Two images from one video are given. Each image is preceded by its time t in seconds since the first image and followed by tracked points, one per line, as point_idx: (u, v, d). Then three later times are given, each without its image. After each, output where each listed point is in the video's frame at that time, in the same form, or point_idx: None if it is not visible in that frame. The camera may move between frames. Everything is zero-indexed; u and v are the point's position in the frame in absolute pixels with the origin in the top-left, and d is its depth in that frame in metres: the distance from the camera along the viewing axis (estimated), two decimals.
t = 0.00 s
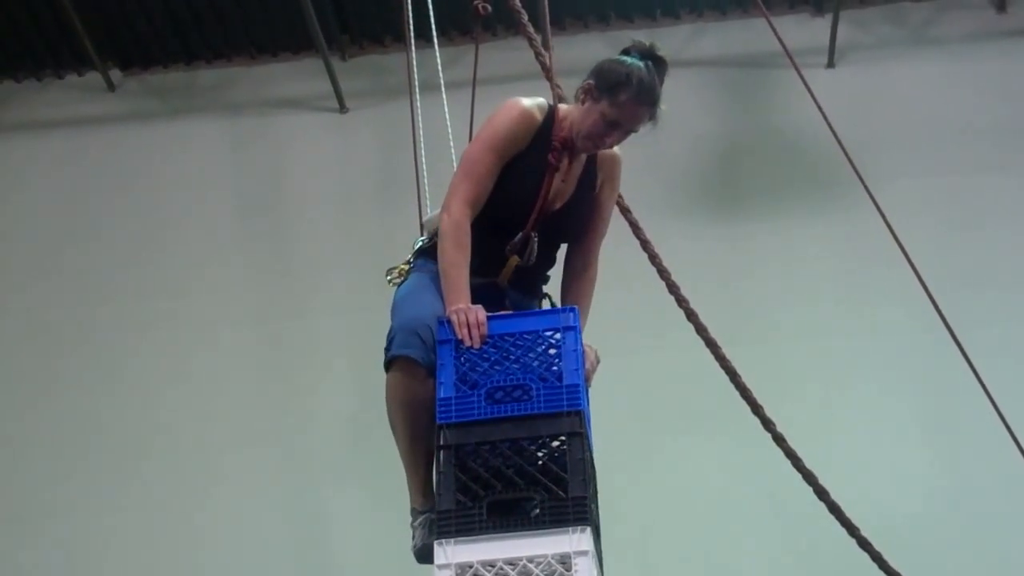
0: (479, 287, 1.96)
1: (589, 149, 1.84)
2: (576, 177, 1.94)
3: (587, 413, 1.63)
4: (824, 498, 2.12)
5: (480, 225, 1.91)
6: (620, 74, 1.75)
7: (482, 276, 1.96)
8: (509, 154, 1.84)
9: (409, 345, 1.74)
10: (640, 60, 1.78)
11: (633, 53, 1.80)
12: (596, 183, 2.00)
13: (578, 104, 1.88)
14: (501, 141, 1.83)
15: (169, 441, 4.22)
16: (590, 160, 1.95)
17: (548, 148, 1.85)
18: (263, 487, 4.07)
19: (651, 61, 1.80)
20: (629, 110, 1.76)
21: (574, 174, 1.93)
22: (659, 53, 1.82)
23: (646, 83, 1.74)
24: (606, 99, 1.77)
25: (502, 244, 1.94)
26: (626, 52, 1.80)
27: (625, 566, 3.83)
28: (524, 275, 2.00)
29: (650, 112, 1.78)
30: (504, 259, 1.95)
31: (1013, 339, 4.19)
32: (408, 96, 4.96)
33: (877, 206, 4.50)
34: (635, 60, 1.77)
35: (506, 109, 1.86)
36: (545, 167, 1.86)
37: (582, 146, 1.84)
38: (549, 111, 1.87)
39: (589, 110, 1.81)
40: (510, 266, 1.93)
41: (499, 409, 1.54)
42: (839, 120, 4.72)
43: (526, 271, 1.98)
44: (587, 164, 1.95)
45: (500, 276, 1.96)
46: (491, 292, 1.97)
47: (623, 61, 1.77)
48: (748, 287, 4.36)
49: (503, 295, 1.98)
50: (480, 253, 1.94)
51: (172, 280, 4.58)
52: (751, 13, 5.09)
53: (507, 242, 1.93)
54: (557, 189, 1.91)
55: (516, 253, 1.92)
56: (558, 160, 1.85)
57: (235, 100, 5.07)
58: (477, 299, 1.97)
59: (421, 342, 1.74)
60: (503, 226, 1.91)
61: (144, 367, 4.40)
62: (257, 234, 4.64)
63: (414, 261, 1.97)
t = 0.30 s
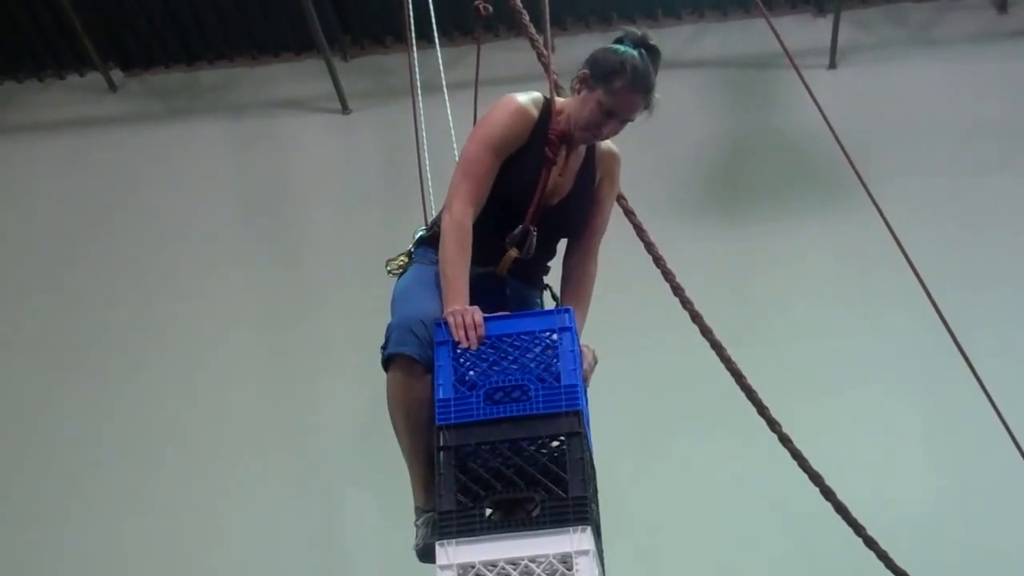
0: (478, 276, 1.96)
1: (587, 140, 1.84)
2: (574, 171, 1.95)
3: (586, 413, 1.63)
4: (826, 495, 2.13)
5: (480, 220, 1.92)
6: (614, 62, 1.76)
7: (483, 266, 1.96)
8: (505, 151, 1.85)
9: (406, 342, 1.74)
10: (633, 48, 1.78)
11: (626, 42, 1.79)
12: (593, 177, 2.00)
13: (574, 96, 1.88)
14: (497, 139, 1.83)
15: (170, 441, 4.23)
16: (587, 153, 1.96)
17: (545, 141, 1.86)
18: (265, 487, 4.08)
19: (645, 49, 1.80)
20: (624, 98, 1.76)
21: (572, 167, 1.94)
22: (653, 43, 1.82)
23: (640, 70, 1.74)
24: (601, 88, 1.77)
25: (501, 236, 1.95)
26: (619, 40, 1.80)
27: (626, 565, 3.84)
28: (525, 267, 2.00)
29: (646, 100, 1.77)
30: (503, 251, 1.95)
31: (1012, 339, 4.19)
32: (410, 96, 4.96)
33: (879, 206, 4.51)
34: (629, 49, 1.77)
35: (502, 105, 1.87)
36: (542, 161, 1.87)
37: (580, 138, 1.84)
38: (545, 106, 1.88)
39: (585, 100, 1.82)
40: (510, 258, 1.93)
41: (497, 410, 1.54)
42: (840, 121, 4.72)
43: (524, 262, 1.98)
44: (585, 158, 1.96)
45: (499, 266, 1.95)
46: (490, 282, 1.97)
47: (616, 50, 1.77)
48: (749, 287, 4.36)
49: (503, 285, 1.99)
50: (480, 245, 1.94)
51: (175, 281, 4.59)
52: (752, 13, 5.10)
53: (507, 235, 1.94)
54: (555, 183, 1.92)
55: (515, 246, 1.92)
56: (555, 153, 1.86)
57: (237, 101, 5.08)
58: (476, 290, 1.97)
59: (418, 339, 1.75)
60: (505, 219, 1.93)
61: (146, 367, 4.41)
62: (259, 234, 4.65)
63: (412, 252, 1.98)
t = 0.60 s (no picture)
0: (478, 260, 2.01)
1: (587, 135, 1.84)
2: (571, 166, 1.95)
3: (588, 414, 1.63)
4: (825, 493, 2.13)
5: (479, 213, 1.92)
6: (614, 57, 1.75)
7: (481, 251, 2.00)
8: (501, 148, 1.84)
9: (411, 340, 1.74)
10: (634, 44, 1.77)
11: (627, 38, 1.78)
12: (592, 172, 2.00)
13: (574, 91, 1.87)
14: (494, 137, 1.82)
15: (170, 441, 4.22)
16: (586, 149, 1.96)
17: (542, 135, 1.86)
18: (265, 487, 4.08)
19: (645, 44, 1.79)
20: (625, 93, 1.75)
21: (569, 161, 1.94)
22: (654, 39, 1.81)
23: (641, 65, 1.73)
24: (601, 83, 1.77)
25: (496, 223, 1.95)
26: (620, 36, 1.79)
27: (626, 565, 3.84)
28: (523, 253, 2.03)
29: (647, 95, 1.76)
30: (499, 237, 1.97)
31: (1012, 339, 4.19)
32: (411, 96, 4.96)
33: (880, 206, 4.51)
34: (629, 44, 1.76)
35: (497, 102, 1.85)
36: (539, 155, 1.87)
37: (580, 133, 1.84)
38: (542, 101, 1.87)
39: (586, 95, 1.81)
40: (505, 245, 1.96)
41: (500, 410, 1.53)
42: (841, 121, 4.72)
43: (519, 249, 2.00)
44: (584, 153, 1.96)
45: (495, 251, 1.99)
46: (488, 266, 2.03)
47: (616, 45, 1.75)
48: (750, 287, 4.35)
49: (499, 268, 2.03)
50: (477, 232, 1.97)
51: (175, 281, 4.59)
52: (754, 14, 5.10)
53: (502, 222, 1.95)
54: (551, 177, 1.93)
55: (511, 234, 1.94)
56: (551, 146, 1.86)
57: (238, 101, 5.08)
58: (477, 272, 2.03)
59: (422, 337, 1.74)
60: (500, 208, 1.93)
61: (146, 367, 4.40)
62: (260, 234, 4.65)
63: (406, 232, 2.00)
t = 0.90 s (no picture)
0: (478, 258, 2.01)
1: (590, 134, 1.84)
2: (572, 164, 1.96)
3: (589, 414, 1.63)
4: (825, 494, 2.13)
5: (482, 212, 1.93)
6: (618, 57, 1.75)
7: (482, 249, 2.00)
8: (504, 145, 1.85)
9: (415, 338, 1.73)
10: (637, 44, 1.77)
11: (630, 37, 1.78)
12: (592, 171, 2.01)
13: (576, 91, 1.87)
14: (496, 134, 1.83)
15: (170, 442, 4.23)
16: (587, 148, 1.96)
17: (542, 132, 1.86)
18: (265, 487, 4.08)
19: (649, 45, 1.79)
20: (628, 93, 1.75)
21: (570, 159, 1.94)
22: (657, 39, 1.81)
23: (644, 65, 1.74)
24: (604, 83, 1.77)
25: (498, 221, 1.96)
26: (623, 36, 1.79)
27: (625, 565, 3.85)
28: (524, 251, 2.03)
29: (650, 95, 1.76)
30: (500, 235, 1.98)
31: (1013, 339, 4.19)
32: (411, 96, 4.96)
33: (880, 207, 4.50)
34: (633, 44, 1.76)
35: (498, 100, 1.86)
36: (540, 152, 1.87)
37: (583, 132, 1.84)
38: (544, 99, 1.87)
39: (588, 94, 1.81)
40: (508, 243, 1.96)
41: (502, 409, 1.53)
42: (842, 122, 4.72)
43: (521, 247, 2.00)
44: (584, 152, 1.96)
45: (498, 248, 1.99)
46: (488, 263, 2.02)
47: (620, 45, 1.76)
48: (751, 287, 4.35)
49: (501, 265, 2.03)
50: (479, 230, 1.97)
51: (175, 281, 4.59)
52: (755, 14, 5.10)
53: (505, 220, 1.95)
54: (551, 174, 1.94)
55: (513, 231, 1.95)
56: (552, 143, 1.86)
57: (239, 101, 5.08)
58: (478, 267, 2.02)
59: (427, 334, 1.74)
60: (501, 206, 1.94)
61: (146, 368, 4.40)
62: (261, 234, 4.65)
63: (408, 230, 1.99)
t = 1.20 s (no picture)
0: (480, 256, 2.00)
1: (594, 134, 1.83)
2: (574, 163, 1.96)
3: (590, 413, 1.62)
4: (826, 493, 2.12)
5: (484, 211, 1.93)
6: (622, 56, 1.74)
7: (483, 248, 2.00)
8: (506, 145, 1.84)
9: (416, 339, 1.73)
10: (641, 44, 1.77)
11: (633, 37, 1.78)
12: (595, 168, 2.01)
13: (578, 90, 1.87)
14: (499, 134, 1.83)
15: (171, 441, 4.23)
16: (588, 147, 1.96)
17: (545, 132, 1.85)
18: (265, 486, 4.08)
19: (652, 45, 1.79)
20: (632, 92, 1.75)
21: (572, 158, 1.94)
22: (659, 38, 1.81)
23: (649, 65, 1.73)
24: (609, 82, 1.76)
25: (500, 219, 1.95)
26: (626, 36, 1.79)
27: (625, 565, 3.85)
28: (525, 249, 2.03)
29: (654, 94, 1.76)
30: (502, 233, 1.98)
31: (1014, 338, 4.18)
32: (412, 95, 4.96)
33: (881, 206, 4.50)
34: (636, 44, 1.76)
35: (499, 99, 1.86)
36: (542, 150, 1.87)
37: (586, 131, 1.83)
38: (546, 98, 1.87)
39: (591, 94, 1.80)
40: (510, 240, 1.96)
41: (502, 409, 1.53)
42: (843, 121, 4.72)
43: (523, 244, 2.00)
44: (586, 151, 1.96)
45: (500, 246, 1.99)
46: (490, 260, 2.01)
47: (623, 45, 1.75)
48: (752, 287, 4.35)
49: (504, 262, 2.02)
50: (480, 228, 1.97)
51: (175, 280, 4.59)
52: (756, 13, 5.09)
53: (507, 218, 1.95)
54: (553, 173, 1.93)
55: (515, 229, 1.95)
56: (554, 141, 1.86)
57: (240, 101, 5.08)
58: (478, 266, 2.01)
59: (427, 336, 1.74)
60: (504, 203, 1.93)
61: (147, 367, 4.40)
62: (261, 234, 4.65)
63: (410, 224, 1.98)
